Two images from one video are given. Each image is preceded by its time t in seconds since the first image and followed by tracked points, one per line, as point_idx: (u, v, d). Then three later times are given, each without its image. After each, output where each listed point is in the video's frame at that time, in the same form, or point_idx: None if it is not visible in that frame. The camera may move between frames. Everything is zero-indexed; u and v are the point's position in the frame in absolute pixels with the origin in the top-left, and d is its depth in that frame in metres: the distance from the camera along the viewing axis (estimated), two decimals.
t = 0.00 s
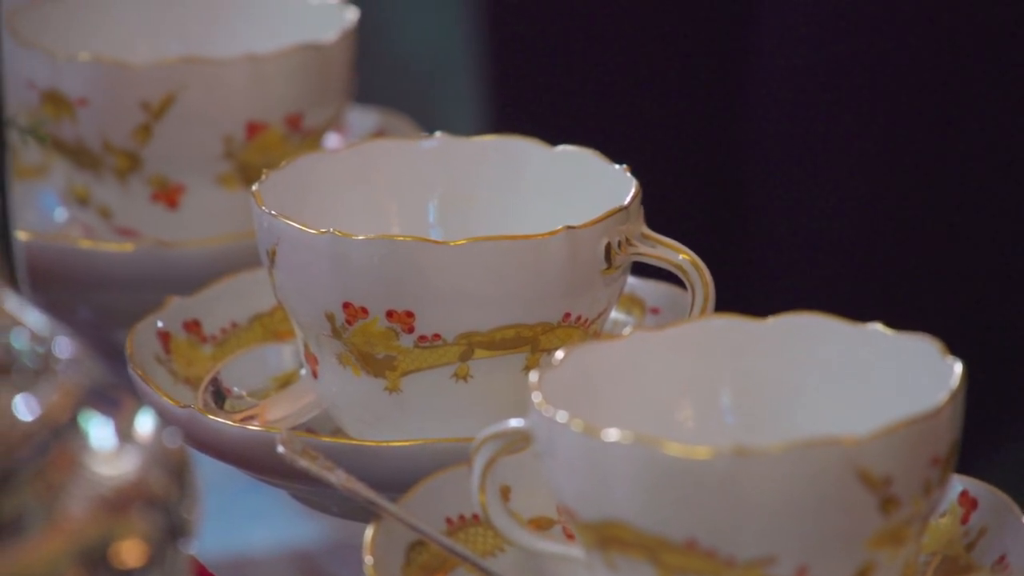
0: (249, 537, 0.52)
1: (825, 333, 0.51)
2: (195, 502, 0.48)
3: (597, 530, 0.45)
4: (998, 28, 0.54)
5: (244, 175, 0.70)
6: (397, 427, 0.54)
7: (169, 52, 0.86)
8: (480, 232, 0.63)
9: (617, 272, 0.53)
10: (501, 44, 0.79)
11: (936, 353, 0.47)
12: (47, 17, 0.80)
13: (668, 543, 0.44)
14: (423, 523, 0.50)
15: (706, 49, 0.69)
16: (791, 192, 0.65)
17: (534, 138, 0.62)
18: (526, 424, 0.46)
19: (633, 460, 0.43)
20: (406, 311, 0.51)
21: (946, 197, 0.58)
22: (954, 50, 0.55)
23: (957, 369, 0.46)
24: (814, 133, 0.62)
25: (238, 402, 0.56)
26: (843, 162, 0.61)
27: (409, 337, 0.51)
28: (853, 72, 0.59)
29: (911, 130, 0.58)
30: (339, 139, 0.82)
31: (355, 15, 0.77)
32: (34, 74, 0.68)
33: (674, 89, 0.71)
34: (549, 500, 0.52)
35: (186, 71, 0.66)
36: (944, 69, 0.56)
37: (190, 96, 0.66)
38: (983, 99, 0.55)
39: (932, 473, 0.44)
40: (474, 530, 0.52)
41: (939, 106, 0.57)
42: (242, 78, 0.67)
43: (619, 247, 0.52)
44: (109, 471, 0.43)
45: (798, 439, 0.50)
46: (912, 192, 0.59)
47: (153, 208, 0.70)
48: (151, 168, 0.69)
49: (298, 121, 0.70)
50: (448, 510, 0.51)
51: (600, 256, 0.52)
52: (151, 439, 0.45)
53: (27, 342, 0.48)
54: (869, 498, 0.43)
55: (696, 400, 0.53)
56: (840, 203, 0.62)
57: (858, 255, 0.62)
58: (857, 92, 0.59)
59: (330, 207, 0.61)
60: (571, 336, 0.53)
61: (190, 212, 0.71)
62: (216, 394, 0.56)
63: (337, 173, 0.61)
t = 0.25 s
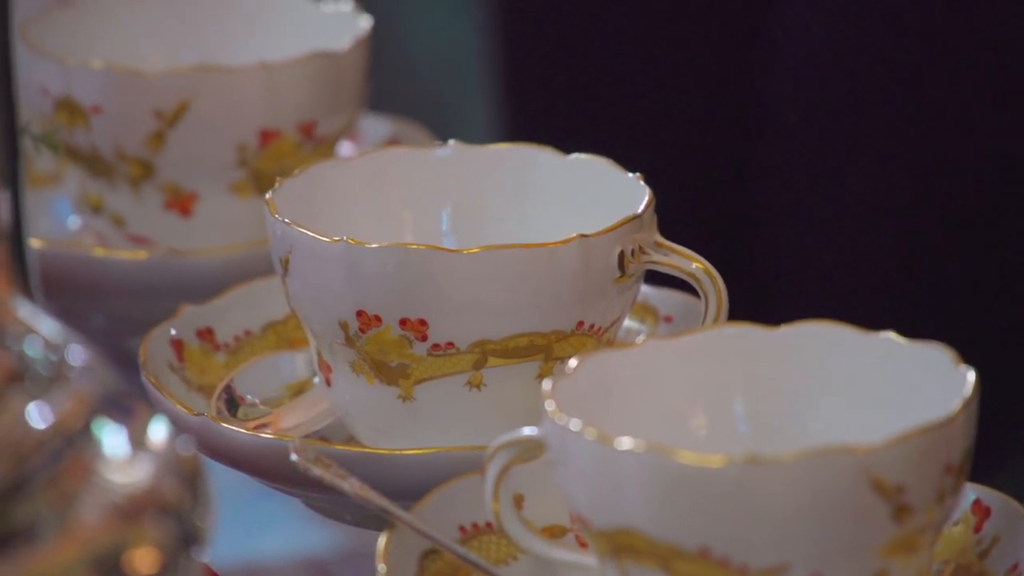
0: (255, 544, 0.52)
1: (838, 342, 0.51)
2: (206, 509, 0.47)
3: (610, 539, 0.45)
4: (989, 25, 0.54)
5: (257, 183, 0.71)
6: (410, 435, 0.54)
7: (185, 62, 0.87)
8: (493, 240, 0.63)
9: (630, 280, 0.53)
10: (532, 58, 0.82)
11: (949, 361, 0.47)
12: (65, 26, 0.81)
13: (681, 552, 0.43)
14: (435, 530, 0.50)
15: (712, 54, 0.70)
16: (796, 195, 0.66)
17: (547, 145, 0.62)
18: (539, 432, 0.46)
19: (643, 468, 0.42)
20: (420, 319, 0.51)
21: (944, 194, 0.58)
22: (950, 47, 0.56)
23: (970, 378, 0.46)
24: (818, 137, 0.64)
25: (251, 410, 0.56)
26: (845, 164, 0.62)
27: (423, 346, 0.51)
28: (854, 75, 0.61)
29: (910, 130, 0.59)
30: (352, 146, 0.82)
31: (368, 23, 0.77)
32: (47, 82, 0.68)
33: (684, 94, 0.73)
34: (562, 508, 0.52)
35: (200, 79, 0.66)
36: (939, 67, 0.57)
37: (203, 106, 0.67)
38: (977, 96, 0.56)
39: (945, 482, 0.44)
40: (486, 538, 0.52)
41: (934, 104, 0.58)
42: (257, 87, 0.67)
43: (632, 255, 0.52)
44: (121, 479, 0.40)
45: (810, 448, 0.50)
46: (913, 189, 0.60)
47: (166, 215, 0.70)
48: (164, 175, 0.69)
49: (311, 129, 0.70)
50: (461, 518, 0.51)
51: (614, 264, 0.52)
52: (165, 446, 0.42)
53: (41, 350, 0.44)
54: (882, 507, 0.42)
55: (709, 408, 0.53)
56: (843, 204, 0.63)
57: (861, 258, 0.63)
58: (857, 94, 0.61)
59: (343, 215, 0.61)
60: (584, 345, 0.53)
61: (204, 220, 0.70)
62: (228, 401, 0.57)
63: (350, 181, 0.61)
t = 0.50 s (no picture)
0: (261, 553, 0.52)
1: (842, 352, 0.51)
2: (213, 519, 0.47)
3: (615, 548, 0.45)
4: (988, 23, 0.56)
5: (263, 193, 0.71)
6: (415, 445, 0.54)
7: (189, 70, 0.88)
8: (499, 249, 0.63)
9: (636, 290, 0.53)
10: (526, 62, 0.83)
11: (954, 372, 0.47)
12: (69, 34, 0.83)
13: (686, 561, 0.43)
14: (441, 538, 0.50)
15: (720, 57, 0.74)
16: (803, 193, 0.68)
17: (554, 155, 0.62)
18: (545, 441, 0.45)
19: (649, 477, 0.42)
20: (425, 328, 0.51)
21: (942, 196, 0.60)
22: (948, 50, 0.58)
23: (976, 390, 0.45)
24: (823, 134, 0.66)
25: (256, 420, 0.56)
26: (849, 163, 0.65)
27: (428, 355, 0.51)
28: (859, 76, 0.63)
29: (910, 131, 0.61)
30: (358, 156, 0.82)
31: (375, 33, 0.77)
32: (54, 91, 0.69)
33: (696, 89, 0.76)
34: (567, 517, 0.52)
35: (206, 88, 0.66)
36: (937, 70, 0.59)
37: (209, 113, 0.67)
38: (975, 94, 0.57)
39: (950, 491, 0.44)
40: (492, 547, 0.52)
41: (933, 106, 0.60)
42: (264, 96, 0.68)
43: (638, 265, 0.52)
44: (126, 488, 0.40)
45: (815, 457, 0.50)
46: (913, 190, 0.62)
47: (172, 225, 0.70)
48: (170, 185, 0.69)
49: (317, 139, 0.71)
50: (467, 528, 0.51)
51: (619, 273, 0.52)
52: (170, 456, 0.42)
53: (47, 359, 0.43)
54: (887, 516, 0.42)
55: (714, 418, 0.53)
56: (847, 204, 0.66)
57: (862, 257, 0.65)
58: (862, 95, 0.63)
59: (349, 224, 0.61)
60: (590, 354, 0.53)
61: (209, 229, 0.71)
62: (234, 411, 0.56)
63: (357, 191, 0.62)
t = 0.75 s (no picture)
0: (272, 563, 0.53)
1: (850, 361, 0.51)
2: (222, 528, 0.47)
3: (623, 559, 0.45)
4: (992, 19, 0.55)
5: (270, 204, 0.71)
6: (424, 454, 0.54)
7: (195, 77, 0.90)
8: (509, 258, 0.63)
9: (644, 298, 0.53)
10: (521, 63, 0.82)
11: (962, 381, 0.47)
12: (82, 42, 0.85)
13: (692, 571, 0.43)
14: (448, 547, 0.50)
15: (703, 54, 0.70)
16: (798, 193, 0.66)
17: (565, 164, 0.62)
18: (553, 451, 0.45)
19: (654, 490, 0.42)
20: (433, 338, 0.51)
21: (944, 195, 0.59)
22: (952, 46, 0.57)
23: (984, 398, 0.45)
24: (822, 135, 0.64)
25: (265, 428, 0.56)
26: (847, 163, 0.63)
27: (436, 364, 0.51)
28: (860, 71, 0.61)
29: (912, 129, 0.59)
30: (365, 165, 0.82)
31: (382, 43, 0.77)
32: (61, 100, 0.69)
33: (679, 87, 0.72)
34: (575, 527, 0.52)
35: (215, 97, 0.67)
36: (941, 64, 0.57)
37: (217, 121, 0.67)
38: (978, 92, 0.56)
39: (958, 501, 0.43)
40: (500, 557, 0.52)
41: (937, 103, 0.58)
42: (272, 105, 0.68)
43: (646, 274, 0.52)
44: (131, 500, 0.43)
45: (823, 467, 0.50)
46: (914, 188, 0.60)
47: (180, 233, 0.71)
48: (177, 195, 0.70)
49: (326, 147, 0.71)
50: (474, 536, 0.52)
51: (627, 282, 0.52)
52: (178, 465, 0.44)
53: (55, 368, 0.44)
54: (894, 526, 0.42)
55: (724, 427, 0.53)
56: (845, 204, 0.64)
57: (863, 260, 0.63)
58: (862, 91, 0.61)
59: (357, 234, 0.61)
60: (598, 364, 0.53)
61: (216, 239, 0.71)
62: (242, 420, 0.56)
63: (365, 199, 0.62)
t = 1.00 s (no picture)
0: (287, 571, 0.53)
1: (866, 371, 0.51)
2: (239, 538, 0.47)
3: (639, 568, 0.44)
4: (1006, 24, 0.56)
5: (287, 213, 0.72)
6: (440, 464, 0.54)
7: (211, 87, 0.90)
8: (525, 269, 0.63)
9: (660, 308, 0.53)
10: (532, 71, 0.83)
11: (978, 392, 0.47)
12: (96, 54, 0.86)
13: None
14: (464, 557, 0.50)
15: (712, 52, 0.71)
16: (803, 194, 0.67)
17: (578, 174, 0.62)
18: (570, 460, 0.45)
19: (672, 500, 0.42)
20: (449, 347, 0.51)
21: (950, 198, 0.60)
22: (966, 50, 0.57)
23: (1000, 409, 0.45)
24: (829, 135, 0.65)
25: (280, 438, 0.56)
26: (853, 164, 0.64)
27: (452, 374, 0.52)
28: (870, 72, 0.62)
29: (920, 132, 0.60)
30: (382, 175, 0.82)
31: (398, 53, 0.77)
32: (78, 110, 0.70)
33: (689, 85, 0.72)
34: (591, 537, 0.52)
35: (231, 106, 0.67)
36: (952, 68, 0.58)
37: (234, 131, 0.68)
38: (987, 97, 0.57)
39: (974, 510, 0.43)
40: (516, 566, 0.51)
41: (947, 107, 0.59)
42: (288, 114, 0.68)
43: (662, 284, 0.52)
44: (152, 507, 0.41)
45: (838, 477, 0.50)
46: (911, 199, 0.61)
47: (196, 242, 0.72)
48: (193, 204, 0.70)
49: (341, 157, 0.71)
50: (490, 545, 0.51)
51: (643, 292, 0.52)
52: (194, 474, 0.44)
53: (71, 377, 0.43)
54: (909, 536, 0.41)
55: (739, 437, 0.53)
56: (850, 204, 0.65)
57: (865, 261, 0.64)
58: (871, 93, 0.62)
59: (373, 244, 0.61)
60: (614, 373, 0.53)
61: (231, 249, 0.72)
62: (258, 428, 0.57)
63: (380, 209, 0.62)
